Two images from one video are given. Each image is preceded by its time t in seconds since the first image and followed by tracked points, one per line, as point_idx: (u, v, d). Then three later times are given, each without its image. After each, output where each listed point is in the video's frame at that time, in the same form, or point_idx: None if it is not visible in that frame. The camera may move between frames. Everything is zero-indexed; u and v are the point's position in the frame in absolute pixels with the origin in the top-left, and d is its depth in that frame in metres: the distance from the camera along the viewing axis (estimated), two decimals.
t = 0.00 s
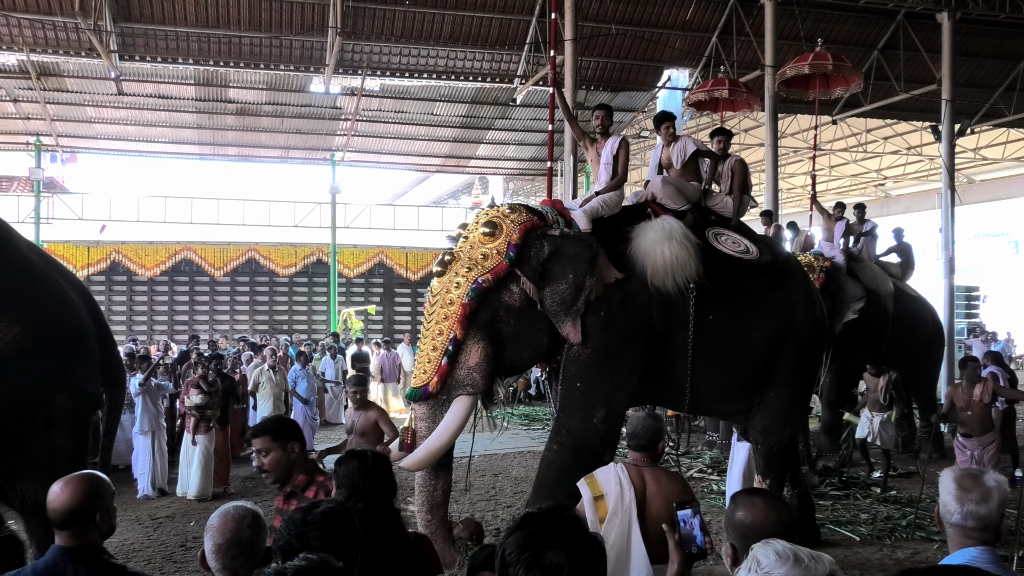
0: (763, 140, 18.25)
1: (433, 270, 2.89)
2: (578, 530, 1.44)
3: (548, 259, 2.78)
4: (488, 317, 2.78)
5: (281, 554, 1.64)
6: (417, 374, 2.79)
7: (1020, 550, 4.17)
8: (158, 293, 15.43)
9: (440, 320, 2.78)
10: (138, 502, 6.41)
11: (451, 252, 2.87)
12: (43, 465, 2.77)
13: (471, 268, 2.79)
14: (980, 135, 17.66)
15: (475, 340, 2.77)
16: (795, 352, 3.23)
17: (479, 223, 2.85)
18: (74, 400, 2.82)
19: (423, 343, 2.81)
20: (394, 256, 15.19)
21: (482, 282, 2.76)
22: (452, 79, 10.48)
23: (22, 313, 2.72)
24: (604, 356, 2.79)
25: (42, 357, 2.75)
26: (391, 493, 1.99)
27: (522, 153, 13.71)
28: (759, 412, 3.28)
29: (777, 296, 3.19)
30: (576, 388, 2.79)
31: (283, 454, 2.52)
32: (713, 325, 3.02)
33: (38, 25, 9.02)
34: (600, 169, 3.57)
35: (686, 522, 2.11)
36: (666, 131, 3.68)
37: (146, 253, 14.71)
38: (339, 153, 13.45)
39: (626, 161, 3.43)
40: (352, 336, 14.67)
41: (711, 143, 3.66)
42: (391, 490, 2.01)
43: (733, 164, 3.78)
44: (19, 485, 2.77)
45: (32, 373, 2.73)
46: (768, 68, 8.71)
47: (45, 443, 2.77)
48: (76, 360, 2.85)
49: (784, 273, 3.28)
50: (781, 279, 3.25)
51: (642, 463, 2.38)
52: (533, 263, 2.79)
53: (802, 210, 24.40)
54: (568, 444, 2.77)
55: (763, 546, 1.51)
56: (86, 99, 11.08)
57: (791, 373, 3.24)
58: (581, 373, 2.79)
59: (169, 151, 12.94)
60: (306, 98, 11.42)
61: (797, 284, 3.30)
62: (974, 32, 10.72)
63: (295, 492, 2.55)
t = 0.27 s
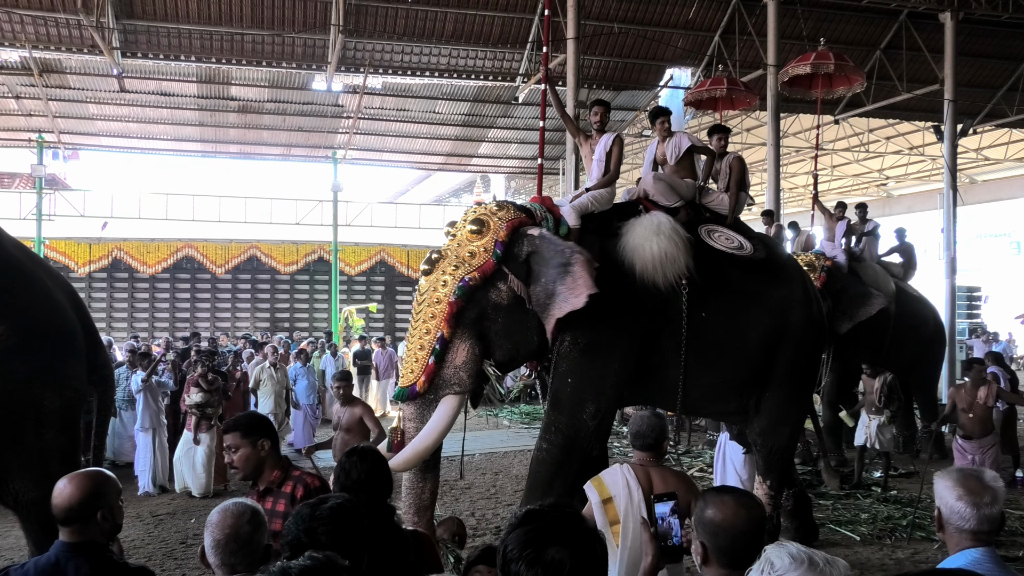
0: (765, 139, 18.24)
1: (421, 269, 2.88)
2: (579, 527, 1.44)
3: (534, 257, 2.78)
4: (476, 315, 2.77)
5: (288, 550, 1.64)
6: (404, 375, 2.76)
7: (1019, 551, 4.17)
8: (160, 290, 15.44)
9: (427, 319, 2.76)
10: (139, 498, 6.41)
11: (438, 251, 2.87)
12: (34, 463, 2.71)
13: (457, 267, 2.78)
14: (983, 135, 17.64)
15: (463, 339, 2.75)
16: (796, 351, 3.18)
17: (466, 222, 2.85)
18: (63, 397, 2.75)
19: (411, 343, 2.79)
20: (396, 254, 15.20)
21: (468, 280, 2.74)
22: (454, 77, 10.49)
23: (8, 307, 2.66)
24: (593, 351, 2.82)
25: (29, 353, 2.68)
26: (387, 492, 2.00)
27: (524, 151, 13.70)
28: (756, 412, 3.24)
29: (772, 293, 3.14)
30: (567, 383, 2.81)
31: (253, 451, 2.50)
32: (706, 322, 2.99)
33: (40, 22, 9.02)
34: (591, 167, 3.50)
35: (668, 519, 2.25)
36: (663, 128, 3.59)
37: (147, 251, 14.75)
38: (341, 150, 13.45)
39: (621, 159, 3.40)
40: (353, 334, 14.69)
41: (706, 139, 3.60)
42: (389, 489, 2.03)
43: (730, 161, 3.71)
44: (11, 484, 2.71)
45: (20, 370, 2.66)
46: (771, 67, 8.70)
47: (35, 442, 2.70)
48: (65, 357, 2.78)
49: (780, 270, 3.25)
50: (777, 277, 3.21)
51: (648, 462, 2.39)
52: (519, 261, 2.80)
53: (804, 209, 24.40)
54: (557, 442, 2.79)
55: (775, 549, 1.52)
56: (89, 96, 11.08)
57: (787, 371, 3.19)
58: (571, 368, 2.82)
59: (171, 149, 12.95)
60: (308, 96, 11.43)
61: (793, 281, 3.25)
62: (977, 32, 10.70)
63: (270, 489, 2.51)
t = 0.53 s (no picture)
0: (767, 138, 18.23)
1: (408, 268, 2.88)
2: (583, 525, 1.45)
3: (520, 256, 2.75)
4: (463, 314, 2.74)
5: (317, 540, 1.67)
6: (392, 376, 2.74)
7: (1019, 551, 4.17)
8: (161, 288, 15.45)
9: (414, 318, 2.74)
10: (139, 496, 6.43)
11: (425, 250, 2.86)
12: (26, 460, 2.79)
13: (444, 266, 2.76)
14: (985, 135, 17.61)
15: (450, 338, 2.73)
16: (789, 349, 3.17)
17: (452, 221, 2.84)
18: (53, 396, 2.86)
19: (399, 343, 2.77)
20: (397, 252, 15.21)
21: (454, 279, 2.73)
22: (456, 76, 10.49)
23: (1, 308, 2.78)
24: (586, 349, 2.80)
25: (19, 353, 2.80)
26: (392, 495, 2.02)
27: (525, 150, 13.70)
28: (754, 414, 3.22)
29: (766, 292, 3.11)
30: (560, 381, 2.79)
31: (235, 450, 2.47)
32: (700, 322, 2.96)
33: (42, 19, 9.01)
34: (586, 164, 3.44)
35: (670, 528, 2.21)
36: (656, 123, 3.51)
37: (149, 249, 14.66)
38: (342, 148, 13.46)
39: (614, 157, 3.35)
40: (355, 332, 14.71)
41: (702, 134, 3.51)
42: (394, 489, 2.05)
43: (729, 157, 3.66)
44: (5, 483, 2.78)
45: (12, 369, 2.77)
46: (772, 67, 8.70)
47: (27, 440, 2.79)
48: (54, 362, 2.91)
49: (776, 269, 3.22)
50: (771, 275, 3.18)
51: (660, 462, 2.37)
52: (505, 259, 2.78)
53: (805, 209, 24.39)
54: (550, 442, 2.76)
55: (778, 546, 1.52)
56: (91, 93, 11.08)
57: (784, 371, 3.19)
58: (564, 366, 2.80)
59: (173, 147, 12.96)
60: (310, 94, 11.44)
61: (789, 280, 3.23)
62: (979, 32, 10.69)
63: (253, 491, 2.48)
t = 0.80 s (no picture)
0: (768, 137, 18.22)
1: (398, 267, 2.86)
2: (588, 523, 1.45)
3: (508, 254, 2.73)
4: (452, 313, 2.71)
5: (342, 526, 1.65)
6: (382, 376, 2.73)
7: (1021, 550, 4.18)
8: (163, 287, 15.47)
9: (403, 318, 2.72)
10: (142, 495, 6.43)
11: (414, 249, 2.84)
12: (20, 460, 2.83)
13: (432, 265, 2.73)
14: (987, 134, 17.59)
15: (439, 337, 2.71)
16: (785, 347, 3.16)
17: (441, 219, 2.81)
18: (41, 396, 2.89)
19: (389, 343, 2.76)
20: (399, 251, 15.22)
21: (442, 279, 2.69)
22: (457, 75, 10.50)
23: None
24: (579, 346, 2.80)
25: (4, 354, 2.81)
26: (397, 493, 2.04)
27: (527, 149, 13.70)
28: (751, 412, 3.21)
29: (760, 291, 3.11)
30: (556, 381, 2.80)
31: (225, 456, 2.47)
32: (694, 320, 2.96)
33: (43, 19, 9.02)
34: (576, 162, 3.45)
35: (693, 538, 2.18)
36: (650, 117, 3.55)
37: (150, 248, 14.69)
38: (344, 147, 13.48)
39: (605, 154, 3.35)
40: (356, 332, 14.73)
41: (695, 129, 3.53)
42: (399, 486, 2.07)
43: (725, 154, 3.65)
44: None
45: None
46: (773, 66, 8.71)
47: (17, 440, 2.83)
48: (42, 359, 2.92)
49: (772, 267, 3.22)
50: (766, 273, 3.17)
51: (683, 463, 2.34)
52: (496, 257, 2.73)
53: (806, 208, 24.39)
54: (546, 442, 2.76)
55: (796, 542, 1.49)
56: (93, 93, 11.09)
57: (782, 369, 3.19)
58: (558, 365, 2.81)
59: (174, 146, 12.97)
60: (311, 93, 11.45)
61: (785, 278, 3.23)
62: (980, 30, 10.69)
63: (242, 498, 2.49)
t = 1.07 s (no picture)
0: (769, 136, 18.21)
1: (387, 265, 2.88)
2: (592, 522, 1.46)
3: (503, 249, 2.78)
4: (441, 310, 2.74)
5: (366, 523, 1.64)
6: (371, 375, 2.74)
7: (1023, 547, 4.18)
8: (164, 287, 15.49)
9: (391, 316, 2.74)
10: (144, 494, 6.45)
11: (404, 247, 2.87)
12: (10, 462, 2.85)
13: (421, 262, 2.77)
14: (988, 132, 17.57)
15: (428, 335, 2.73)
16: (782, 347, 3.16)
17: (430, 216, 2.85)
18: (26, 396, 2.90)
19: (377, 342, 2.77)
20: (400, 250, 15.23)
21: (432, 275, 2.73)
22: (458, 75, 10.50)
23: None
24: (574, 345, 2.79)
25: None
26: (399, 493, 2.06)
27: (528, 148, 13.70)
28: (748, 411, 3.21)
29: (756, 289, 3.09)
30: (551, 380, 2.79)
31: (208, 460, 2.46)
32: (690, 319, 2.94)
33: (44, 19, 9.03)
34: (569, 157, 3.46)
35: (693, 533, 2.08)
36: (647, 114, 3.54)
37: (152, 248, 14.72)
38: (345, 147, 13.49)
39: (599, 150, 3.36)
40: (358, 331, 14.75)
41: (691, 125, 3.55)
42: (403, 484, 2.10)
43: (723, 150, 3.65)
44: None
45: None
46: (775, 65, 8.70)
47: (6, 441, 2.84)
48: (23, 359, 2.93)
49: (768, 266, 3.22)
50: (761, 273, 3.16)
51: (700, 462, 2.34)
52: (485, 253, 2.78)
53: (807, 206, 24.38)
54: (543, 443, 2.75)
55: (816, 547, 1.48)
56: (94, 93, 11.10)
57: (779, 367, 3.18)
58: (555, 364, 2.79)
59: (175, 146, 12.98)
60: (313, 93, 11.45)
61: (780, 276, 3.22)
62: (981, 28, 10.68)
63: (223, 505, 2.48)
